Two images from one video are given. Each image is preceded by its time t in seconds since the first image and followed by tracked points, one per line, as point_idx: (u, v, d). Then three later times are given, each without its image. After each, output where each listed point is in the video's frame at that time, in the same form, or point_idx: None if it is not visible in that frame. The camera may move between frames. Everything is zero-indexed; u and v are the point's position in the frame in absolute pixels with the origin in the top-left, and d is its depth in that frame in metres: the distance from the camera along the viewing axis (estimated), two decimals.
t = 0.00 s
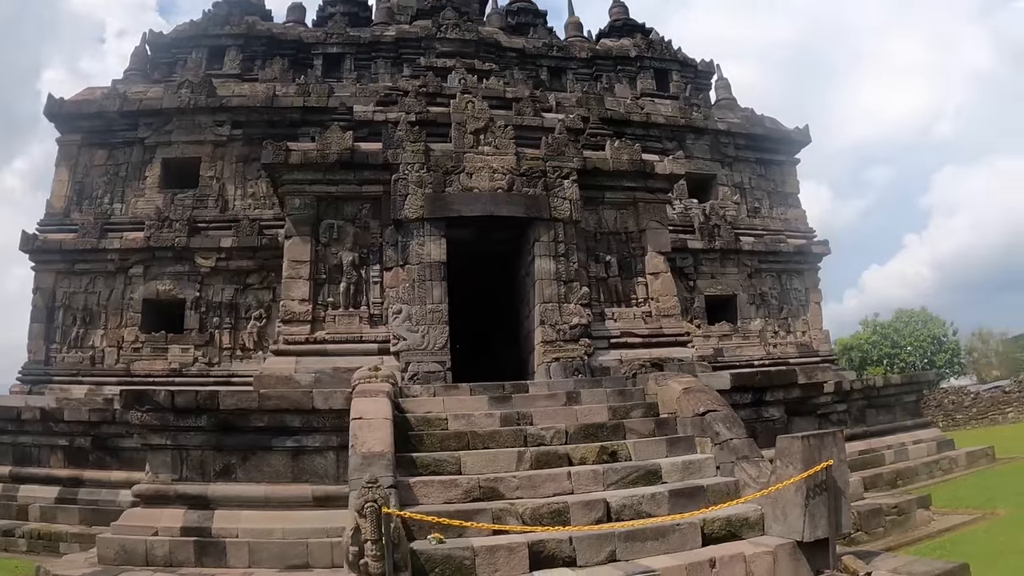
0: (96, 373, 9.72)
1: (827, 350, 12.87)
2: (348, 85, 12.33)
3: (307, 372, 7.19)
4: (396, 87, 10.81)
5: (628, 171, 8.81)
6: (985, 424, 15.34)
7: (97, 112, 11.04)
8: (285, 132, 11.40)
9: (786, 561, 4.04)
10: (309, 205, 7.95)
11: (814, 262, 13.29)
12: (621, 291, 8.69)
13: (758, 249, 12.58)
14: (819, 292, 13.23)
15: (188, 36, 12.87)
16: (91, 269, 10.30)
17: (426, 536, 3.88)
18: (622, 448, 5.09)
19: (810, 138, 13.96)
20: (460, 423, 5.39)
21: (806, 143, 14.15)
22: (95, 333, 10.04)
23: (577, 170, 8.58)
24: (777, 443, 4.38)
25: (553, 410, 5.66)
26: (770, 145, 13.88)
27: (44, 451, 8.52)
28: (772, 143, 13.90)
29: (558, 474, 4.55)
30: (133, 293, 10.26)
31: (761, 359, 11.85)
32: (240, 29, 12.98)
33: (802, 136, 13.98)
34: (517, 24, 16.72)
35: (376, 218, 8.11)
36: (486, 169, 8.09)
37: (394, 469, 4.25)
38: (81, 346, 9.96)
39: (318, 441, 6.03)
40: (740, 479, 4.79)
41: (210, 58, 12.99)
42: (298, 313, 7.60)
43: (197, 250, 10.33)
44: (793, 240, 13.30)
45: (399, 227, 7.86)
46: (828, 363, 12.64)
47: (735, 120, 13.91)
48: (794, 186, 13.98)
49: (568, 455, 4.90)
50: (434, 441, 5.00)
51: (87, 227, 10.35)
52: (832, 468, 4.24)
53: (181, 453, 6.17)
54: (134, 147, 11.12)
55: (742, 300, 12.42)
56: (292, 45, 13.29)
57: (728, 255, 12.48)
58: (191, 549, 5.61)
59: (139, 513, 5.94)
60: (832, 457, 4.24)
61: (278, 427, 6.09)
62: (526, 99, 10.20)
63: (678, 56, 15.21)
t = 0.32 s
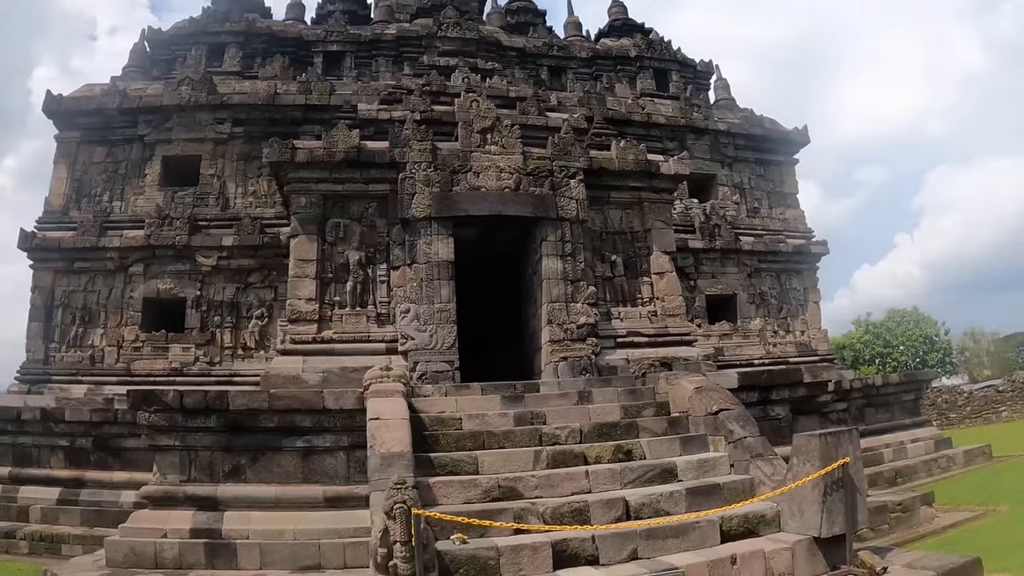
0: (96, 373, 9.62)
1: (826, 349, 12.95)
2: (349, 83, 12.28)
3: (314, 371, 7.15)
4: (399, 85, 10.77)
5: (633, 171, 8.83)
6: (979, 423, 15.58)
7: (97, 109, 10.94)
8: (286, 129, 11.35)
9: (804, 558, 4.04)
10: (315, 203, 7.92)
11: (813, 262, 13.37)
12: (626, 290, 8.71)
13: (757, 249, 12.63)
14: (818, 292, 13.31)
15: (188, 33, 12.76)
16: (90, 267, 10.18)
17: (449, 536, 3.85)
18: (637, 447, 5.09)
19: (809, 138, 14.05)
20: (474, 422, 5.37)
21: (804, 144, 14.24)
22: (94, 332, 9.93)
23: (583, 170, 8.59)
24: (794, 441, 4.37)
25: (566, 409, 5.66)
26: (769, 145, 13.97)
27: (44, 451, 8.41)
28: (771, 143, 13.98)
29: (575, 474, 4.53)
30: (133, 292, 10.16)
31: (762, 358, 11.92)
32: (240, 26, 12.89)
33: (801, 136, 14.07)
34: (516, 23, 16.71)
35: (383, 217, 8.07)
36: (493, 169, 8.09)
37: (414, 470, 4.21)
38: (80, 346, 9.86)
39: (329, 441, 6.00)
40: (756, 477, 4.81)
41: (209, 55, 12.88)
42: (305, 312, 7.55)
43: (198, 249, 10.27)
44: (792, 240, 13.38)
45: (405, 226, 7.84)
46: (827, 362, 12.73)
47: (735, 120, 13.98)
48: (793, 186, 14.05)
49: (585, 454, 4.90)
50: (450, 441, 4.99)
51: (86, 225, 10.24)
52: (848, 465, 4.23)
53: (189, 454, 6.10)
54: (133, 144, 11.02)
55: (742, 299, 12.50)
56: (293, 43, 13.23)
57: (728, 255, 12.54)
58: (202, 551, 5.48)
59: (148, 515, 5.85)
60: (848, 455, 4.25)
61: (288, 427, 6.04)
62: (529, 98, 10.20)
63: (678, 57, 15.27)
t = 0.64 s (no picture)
0: (86, 374, 9.50)
1: (812, 347, 13.22)
2: (341, 83, 12.24)
3: (315, 371, 7.13)
4: (394, 85, 10.77)
5: (628, 171, 8.95)
6: (958, 420, 16.03)
7: (86, 106, 10.80)
8: (278, 129, 11.32)
9: (813, 545, 4.25)
10: (314, 202, 7.91)
11: (798, 261, 13.64)
12: (622, 290, 8.84)
13: (745, 249, 12.86)
14: (804, 291, 13.58)
15: (176, 30, 12.63)
16: (80, 266, 10.04)
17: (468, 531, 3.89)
18: (643, 442, 5.22)
19: (794, 140, 14.33)
20: (482, 420, 5.45)
21: (789, 145, 14.52)
22: (84, 333, 9.82)
23: (579, 171, 8.70)
24: (801, 433, 4.55)
25: (572, 406, 5.77)
26: (755, 147, 14.21)
27: (37, 454, 8.35)
28: (757, 145, 14.23)
29: (588, 468, 4.65)
30: (123, 292, 10.05)
31: (750, 357, 12.14)
32: (230, 24, 12.78)
33: (787, 138, 14.34)
34: (505, 23, 16.79)
35: (382, 217, 8.08)
36: (492, 169, 8.15)
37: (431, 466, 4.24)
38: (69, 347, 9.72)
39: (335, 440, 6.02)
40: (761, 469, 4.99)
41: (198, 53, 12.76)
42: (304, 311, 7.53)
43: (189, 248, 10.19)
44: (779, 240, 13.64)
45: (405, 226, 7.86)
46: (813, 360, 13.00)
47: (722, 122, 14.21)
48: (779, 187, 14.32)
49: (594, 449, 5.00)
50: (461, 438, 5.04)
51: (75, 224, 10.10)
52: (854, 456, 4.40)
53: (193, 455, 6.09)
54: (123, 142, 10.88)
55: (730, 299, 12.70)
56: (283, 41, 13.16)
57: (717, 254, 12.75)
58: (208, 552, 5.47)
59: (151, 517, 5.83)
60: (854, 446, 4.44)
61: (294, 427, 6.05)
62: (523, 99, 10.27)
63: (666, 59, 15.46)
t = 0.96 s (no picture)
0: (73, 376, 9.64)
1: (795, 350, 13.56)
2: (332, 85, 12.24)
3: (313, 374, 7.14)
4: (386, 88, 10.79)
5: (620, 177, 9.13)
6: (934, 421, 16.55)
7: (74, 104, 10.86)
8: (268, 130, 11.34)
9: (812, 538, 4.69)
10: (310, 205, 7.92)
11: (781, 266, 13.96)
12: (614, 293, 9.01)
13: (729, 254, 13.10)
14: (786, 295, 13.91)
15: (164, 29, 12.59)
16: (67, 267, 10.16)
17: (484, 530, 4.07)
18: (644, 443, 5.53)
19: (777, 147, 14.66)
20: (485, 422, 5.62)
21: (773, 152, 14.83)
22: (71, 334, 9.98)
23: (573, 176, 8.83)
24: (801, 433, 5.04)
25: (572, 408, 6.01)
26: (740, 153, 14.49)
27: (25, 458, 8.69)
28: (742, 151, 14.51)
29: (594, 469, 4.90)
30: (111, 294, 10.18)
31: (734, 360, 12.41)
32: (218, 23, 12.74)
33: (770, 145, 14.66)
34: (491, 28, 16.50)
35: (378, 220, 8.13)
36: (487, 173, 8.24)
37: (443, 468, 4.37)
38: (56, 348, 9.88)
39: (335, 442, 6.10)
40: (759, 468, 5.41)
41: (187, 53, 12.73)
42: (300, 314, 7.52)
43: (178, 249, 10.25)
44: (762, 245, 13.96)
45: (401, 229, 7.90)
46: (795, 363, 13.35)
47: (708, 128, 14.49)
48: (762, 193, 14.64)
49: (597, 450, 5.27)
50: (467, 440, 5.20)
51: (63, 224, 10.20)
52: (851, 455, 4.90)
53: (193, 458, 6.17)
54: (111, 141, 10.97)
55: (715, 303, 12.91)
56: (272, 42, 13.10)
57: (703, 259, 12.96)
58: (210, 557, 5.59)
59: (151, 522, 5.93)
60: (850, 445, 4.92)
61: (294, 429, 6.10)
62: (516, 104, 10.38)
63: (652, 65, 15.65)
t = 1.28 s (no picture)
0: (70, 376, 9.70)
1: (789, 352, 13.72)
2: (331, 85, 12.24)
3: (317, 374, 7.13)
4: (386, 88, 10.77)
5: (621, 179, 9.22)
6: (924, 423, 16.78)
7: (71, 102, 10.95)
8: (267, 130, 11.41)
9: (821, 533, 5.04)
10: (313, 205, 7.92)
11: (776, 268, 14.11)
12: (614, 295, 9.11)
13: (725, 256, 13.21)
14: (781, 297, 14.06)
15: (162, 28, 12.59)
16: (64, 266, 10.27)
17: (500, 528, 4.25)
18: (652, 442, 5.75)
19: (772, 150, 14.81)
20: (494, 421, 5.72)
21: (768, 155, 15.00)
22: (68, 334, 10.07)
23: (574, 178, 8.90)
24: (809, 431, 5.43)
25: (580, 408, 6.17)
26: (735, 156, 14.65)
27: (22, 458, 8.77)
28: (737, 155, 14.67)
29: (606, 468, 5.11)
30: (109, 293, 10.26)
31: (730, 361, 12.50)
32: (216, 22, 12.74)
33: (765, 148, 14.82)
34: (488, 30, 16.47)
35: (381, 220, 8.14)
36: (491, 175, 8.29)
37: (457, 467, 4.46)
38: (53, 348, 9.97)
39: (343, 443, 6.13)
40: (766, 466, 5.73)
41: (185, 52, 12.74)
42: (304, 314, 7.53)
43: (177, 249, 10.33)
44: (757, 247, 14.10)
45: (405, 230, 7.93)
46: (790, 365, 13.50)
47: (703, 131, 14.62)
48: (757, 196, 14.79)
49: (607, 449, 5.47)
50: (477, 439, 5.29)
51: (60, 223, 10.28)
52: (857, 452, 5.25)
53: (199, 459, 6.16)
54: (109, 139, 11.06)
55: (710, 305, 13.05)
56: (270, 41, 13.08)
57: (699, 261, 13.07)
58: (218, 558, 5.62)
59: (158, 522, 5.94)
60: (856, 443, 5.31)
61: (302, 429, 6.13)
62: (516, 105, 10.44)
63: (648, 68, 15.69)
